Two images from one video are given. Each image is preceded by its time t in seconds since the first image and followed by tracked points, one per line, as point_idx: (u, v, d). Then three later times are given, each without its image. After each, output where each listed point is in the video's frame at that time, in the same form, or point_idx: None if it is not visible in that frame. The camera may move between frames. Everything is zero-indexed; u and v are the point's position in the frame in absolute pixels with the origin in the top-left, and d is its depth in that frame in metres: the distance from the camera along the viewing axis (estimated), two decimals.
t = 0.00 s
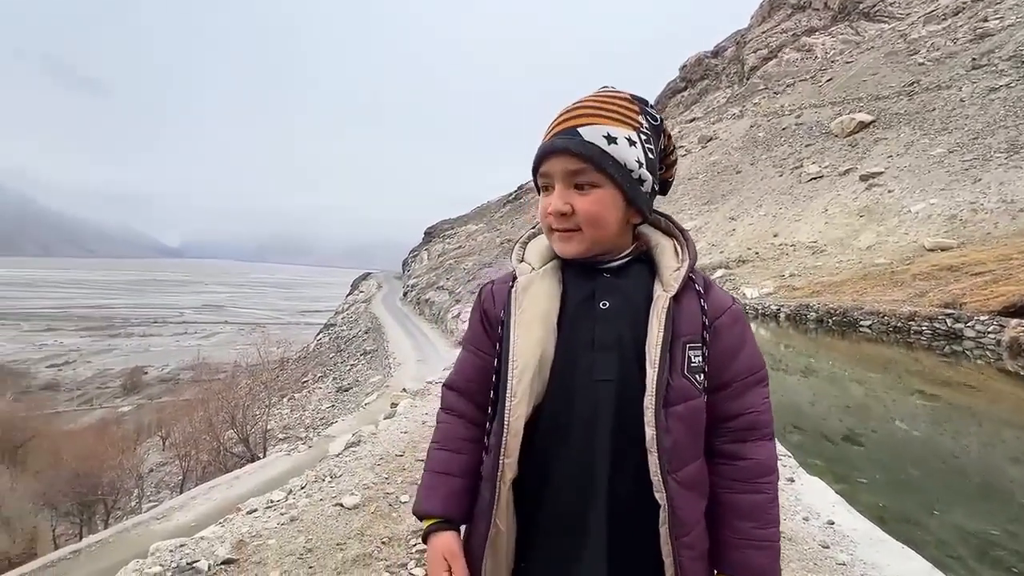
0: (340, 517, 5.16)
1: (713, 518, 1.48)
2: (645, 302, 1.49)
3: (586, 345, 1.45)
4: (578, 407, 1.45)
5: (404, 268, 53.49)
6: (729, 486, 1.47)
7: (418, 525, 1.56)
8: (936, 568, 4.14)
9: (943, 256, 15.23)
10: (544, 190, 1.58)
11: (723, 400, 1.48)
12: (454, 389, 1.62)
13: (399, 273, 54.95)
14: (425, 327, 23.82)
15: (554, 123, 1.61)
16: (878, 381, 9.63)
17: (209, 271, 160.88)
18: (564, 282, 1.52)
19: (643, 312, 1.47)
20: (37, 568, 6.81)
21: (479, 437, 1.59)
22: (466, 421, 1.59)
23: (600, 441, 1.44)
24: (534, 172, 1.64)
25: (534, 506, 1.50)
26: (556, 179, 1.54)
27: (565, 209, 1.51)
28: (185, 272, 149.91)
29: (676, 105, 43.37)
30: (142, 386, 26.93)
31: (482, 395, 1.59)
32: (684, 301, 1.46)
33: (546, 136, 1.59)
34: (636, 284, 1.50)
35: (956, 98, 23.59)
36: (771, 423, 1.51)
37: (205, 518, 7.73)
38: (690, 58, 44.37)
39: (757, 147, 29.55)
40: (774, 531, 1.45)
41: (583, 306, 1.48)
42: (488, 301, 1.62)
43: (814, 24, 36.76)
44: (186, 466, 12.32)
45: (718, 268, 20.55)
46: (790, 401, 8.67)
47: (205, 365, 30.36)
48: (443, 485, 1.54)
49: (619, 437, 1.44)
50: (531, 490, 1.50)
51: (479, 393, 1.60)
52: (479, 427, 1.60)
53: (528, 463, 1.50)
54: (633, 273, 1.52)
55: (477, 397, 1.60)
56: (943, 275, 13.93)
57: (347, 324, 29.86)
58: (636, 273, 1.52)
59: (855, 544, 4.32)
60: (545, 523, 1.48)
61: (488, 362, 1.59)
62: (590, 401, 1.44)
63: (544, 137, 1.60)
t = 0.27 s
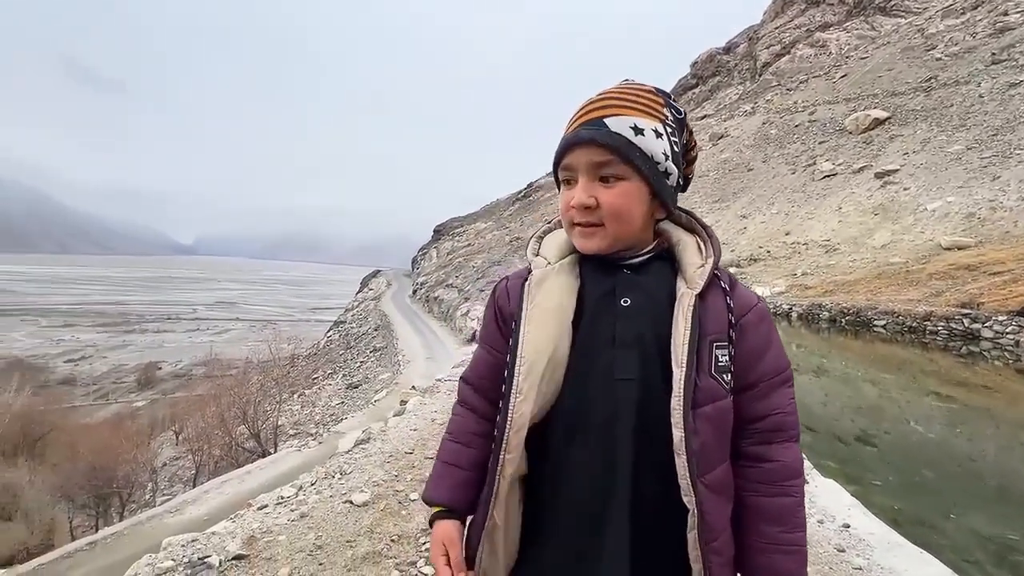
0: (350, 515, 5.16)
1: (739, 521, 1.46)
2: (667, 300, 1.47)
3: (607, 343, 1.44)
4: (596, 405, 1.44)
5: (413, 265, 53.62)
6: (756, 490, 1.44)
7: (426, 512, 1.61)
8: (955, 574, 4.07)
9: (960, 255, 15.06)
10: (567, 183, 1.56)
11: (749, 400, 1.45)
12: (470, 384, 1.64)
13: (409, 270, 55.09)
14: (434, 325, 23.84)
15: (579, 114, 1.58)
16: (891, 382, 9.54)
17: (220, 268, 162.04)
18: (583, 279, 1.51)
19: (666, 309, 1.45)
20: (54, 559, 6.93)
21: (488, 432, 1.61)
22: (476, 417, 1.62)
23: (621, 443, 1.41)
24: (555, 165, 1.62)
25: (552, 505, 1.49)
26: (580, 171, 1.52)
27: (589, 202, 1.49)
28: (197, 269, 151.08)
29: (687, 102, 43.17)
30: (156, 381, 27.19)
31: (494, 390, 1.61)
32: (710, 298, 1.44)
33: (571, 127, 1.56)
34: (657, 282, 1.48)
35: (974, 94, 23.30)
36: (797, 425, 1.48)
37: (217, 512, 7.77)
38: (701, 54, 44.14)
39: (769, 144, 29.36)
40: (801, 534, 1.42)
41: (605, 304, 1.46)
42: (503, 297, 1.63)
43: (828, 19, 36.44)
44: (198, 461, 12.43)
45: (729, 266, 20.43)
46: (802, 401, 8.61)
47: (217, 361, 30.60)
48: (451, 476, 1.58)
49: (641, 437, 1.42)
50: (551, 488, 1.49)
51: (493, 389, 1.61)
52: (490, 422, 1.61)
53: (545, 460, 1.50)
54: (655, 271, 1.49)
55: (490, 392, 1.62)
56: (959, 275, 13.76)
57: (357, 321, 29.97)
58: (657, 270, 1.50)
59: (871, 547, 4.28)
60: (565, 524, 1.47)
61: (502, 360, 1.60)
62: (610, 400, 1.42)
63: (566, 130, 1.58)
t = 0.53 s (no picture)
0: (358, 509, 5.17)
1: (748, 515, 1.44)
2: (674, 292, 1.45)
3: (611, 336, 1.43)
4: (599, 396, 1.43)
5: (421, 262, 53.72)
6: (766, 482, 1.42)
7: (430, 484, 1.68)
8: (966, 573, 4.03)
9: (973, 252, 14.92)
10: (578, 176, 1.54)
11: (758, 393, 1.44)
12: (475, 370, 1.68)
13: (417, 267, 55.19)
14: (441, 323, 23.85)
15: (590, 107, 1.56)
16: (902, 380, 9.46)
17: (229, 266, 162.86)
18: (586, 270, 1.51)
19: (672, 301, 1.43)
20: (68, 551, 7.01)
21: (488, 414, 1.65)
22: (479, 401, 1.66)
23: (625, 435, 1.40)
24: (564, 158, 1.59)
25: (554, 495, 1.49)
26: (593, 165, 1.50)
27: (603, 195, 1.47)
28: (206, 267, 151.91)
29: (695, 98, 42.98)
30: (166, 377, 27.38)
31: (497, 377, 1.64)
32: (717, 290, 1.42)
33: (583, 121, 1.54)
34: (664, 274, 1.46)
35: (988, 88, 23.05)
36: (808, 417, 1.46)
37: (227, 506, 7.82)
38: (710, 50, 43.91)
39: (778, 140, 29.19)
40: (811, 526, 1.41)
41: (610, 297, 1.45)
42: (507, 287, 1.65)
43: (839, 13, 36.14)
44: (208, 456, 12.56)
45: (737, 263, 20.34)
46: (811, 399, 8.55)
47: (226, 358, 30.76)
48: (452, 452, 1.65)
49: (647, 431, 1.40)
50: (556, 479, 1.49)
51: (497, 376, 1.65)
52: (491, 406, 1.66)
53: (547, 450, 1.50)
54: (661, 263, 1.48)
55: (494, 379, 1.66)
56: (972, 272, 13.63)
57: (364, 318, 30.06)
58: (664, 262, 1.48)
59: (881, 545, 4.24)
60: (569, 516, 1.46)
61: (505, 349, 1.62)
62: (615, 392, 1.41)
63: (577, 123, 1.56)
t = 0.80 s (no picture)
0: (366, 504, 5.18)
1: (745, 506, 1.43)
2: (674, 287, 1.43)
3: (611, 331, 1.41)
4: (598, 392, 1.42)
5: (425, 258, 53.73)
6: (764, 475, 1.41)
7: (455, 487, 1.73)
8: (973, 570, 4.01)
9: (981, 247, 14.83)
10: (614, 167, 1.49)
11: (756, 387, 1.43)
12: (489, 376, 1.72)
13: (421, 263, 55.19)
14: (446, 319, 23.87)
15: (612, 97, 1.52)
16: (909, 376, 9.42)
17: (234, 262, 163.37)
18: (588, 266, 1.50)
19: (672, 294, 1.42)
20: (79, 545, 7.08)
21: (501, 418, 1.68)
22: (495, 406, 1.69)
23: (622, 430, 1.39)
24: (590, 149, 1.52)
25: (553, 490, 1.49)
26: (640, 157, 1.47)
27: (651, 186, 1.45)
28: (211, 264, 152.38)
29: (701, 93, 42.80)
30: (174, 374, 27.52)
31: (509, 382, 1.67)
32: (717, 285, 1.41)
33: (615, 108, 1.49)
34: (665, 268, 1.45)
35: (999, 82, 22.86)
36: (809, 411, 1.44)
37: (235, 501, 7.84)
38: (715, 44, 43.72)
39: (784, 134, 29.04)
40: (812, 520, 1.38)
41: (609, 293, 1.44)
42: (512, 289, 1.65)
43: (846, 6, 35.89)
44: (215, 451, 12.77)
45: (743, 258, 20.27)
46: (817, 396, 8.53)
47: (233, 354, 30.87)
48: (474, 460, 1.70)
49: (643, 426, 1.39)
50: (556, 472, 1.48)
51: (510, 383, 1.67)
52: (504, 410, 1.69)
53: (548, 445, 1.50)
54: (663, 258, 1.47)
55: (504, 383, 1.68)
56: (981, 267, 13.54)
57: (369, 314, 30.11)
58: (666, 256, 1.48)
59: (887, 541, 4.22)
60: (570, 511, 1.46)
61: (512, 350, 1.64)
62: (613, 388, 1.40)
63: (609, 111, 1.49)
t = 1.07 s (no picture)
0: (370, 498, 5.19)
1: (745, 499, 1.43)
2: (674, 284, 1.43)
3: (612, 328, 1.41)
4: (600, 388, 1.41)
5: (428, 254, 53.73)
6: (762, 467, 1.41)
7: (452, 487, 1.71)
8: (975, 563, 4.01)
9: (986, 241, 14.78)
10: (617, 160, 1.49)
11: (755, 381, 1.42)
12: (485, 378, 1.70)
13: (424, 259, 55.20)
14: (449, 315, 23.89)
15: (618, 92, 1.51)
16: (912, 370, 9.40)
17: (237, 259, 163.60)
18: (588, 264, 1.50)
19: (672, 292, 1.42)
20: (87, 540, 7.12)
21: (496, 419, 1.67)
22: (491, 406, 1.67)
23: (626, 426, 1.39)
24: (594, 143, 1.51)
25: (556, 485, 1.48)
26: (642, 151, 1.46)
27: (653, 180, 1.44)
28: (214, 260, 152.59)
29: (703, 87, 42.68)
30: (178, 370, 27.60)
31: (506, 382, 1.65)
32: (715, 282, 1.41)
33: (619, 103, 1.48)
34: (664, 265, 1.45)
35: (1004, 73, 22.75)
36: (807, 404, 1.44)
37: (241, 496, 7.88)
38: (718, 37, 43.55)
39: (788, 128, 28.95)
40: (810, 510, 1.39)
41: (610, 290, 1.43)
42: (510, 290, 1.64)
43: None
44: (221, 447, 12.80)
45: (746, 253, 20.22)
46: (820, 390, 8.52)
47: (237, 351, 30.94)
48: (472, 461, 1.67)
49: (645, 421, 1.39)
50: (556, 468, 1.48)
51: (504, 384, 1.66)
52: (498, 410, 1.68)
53: (550, 442, 1.49)
54: (662, 256, 1.47)
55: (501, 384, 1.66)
56: (985, 261, 13.50)
57: (372, 310, 30.15)
58: (665, 254, 1.47)
59: (888, 534, 4.22)
60: (572, 506, 1.46)
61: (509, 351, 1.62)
62: (615, 383, 1.40)
63: (614, 106, 1.49)
